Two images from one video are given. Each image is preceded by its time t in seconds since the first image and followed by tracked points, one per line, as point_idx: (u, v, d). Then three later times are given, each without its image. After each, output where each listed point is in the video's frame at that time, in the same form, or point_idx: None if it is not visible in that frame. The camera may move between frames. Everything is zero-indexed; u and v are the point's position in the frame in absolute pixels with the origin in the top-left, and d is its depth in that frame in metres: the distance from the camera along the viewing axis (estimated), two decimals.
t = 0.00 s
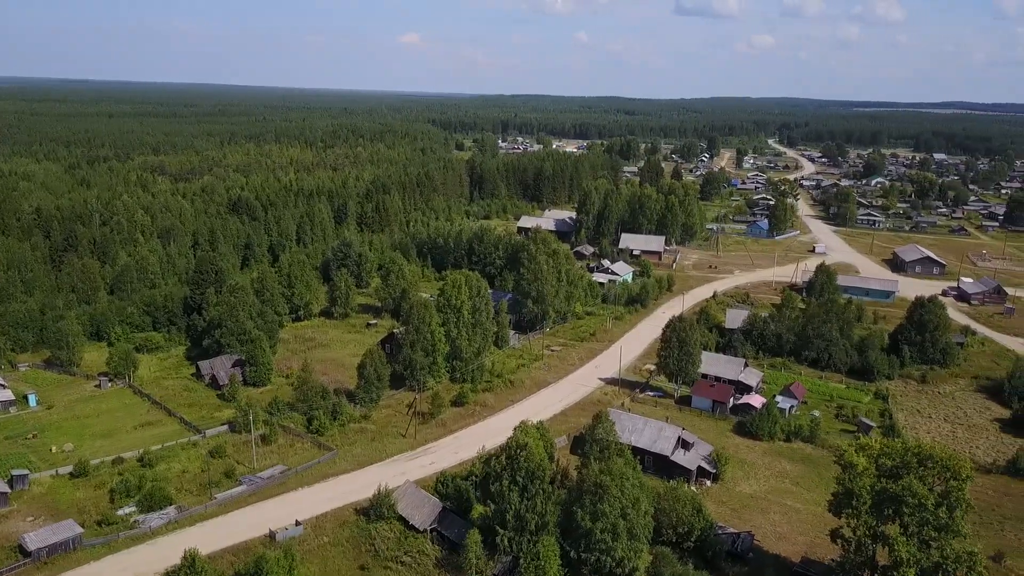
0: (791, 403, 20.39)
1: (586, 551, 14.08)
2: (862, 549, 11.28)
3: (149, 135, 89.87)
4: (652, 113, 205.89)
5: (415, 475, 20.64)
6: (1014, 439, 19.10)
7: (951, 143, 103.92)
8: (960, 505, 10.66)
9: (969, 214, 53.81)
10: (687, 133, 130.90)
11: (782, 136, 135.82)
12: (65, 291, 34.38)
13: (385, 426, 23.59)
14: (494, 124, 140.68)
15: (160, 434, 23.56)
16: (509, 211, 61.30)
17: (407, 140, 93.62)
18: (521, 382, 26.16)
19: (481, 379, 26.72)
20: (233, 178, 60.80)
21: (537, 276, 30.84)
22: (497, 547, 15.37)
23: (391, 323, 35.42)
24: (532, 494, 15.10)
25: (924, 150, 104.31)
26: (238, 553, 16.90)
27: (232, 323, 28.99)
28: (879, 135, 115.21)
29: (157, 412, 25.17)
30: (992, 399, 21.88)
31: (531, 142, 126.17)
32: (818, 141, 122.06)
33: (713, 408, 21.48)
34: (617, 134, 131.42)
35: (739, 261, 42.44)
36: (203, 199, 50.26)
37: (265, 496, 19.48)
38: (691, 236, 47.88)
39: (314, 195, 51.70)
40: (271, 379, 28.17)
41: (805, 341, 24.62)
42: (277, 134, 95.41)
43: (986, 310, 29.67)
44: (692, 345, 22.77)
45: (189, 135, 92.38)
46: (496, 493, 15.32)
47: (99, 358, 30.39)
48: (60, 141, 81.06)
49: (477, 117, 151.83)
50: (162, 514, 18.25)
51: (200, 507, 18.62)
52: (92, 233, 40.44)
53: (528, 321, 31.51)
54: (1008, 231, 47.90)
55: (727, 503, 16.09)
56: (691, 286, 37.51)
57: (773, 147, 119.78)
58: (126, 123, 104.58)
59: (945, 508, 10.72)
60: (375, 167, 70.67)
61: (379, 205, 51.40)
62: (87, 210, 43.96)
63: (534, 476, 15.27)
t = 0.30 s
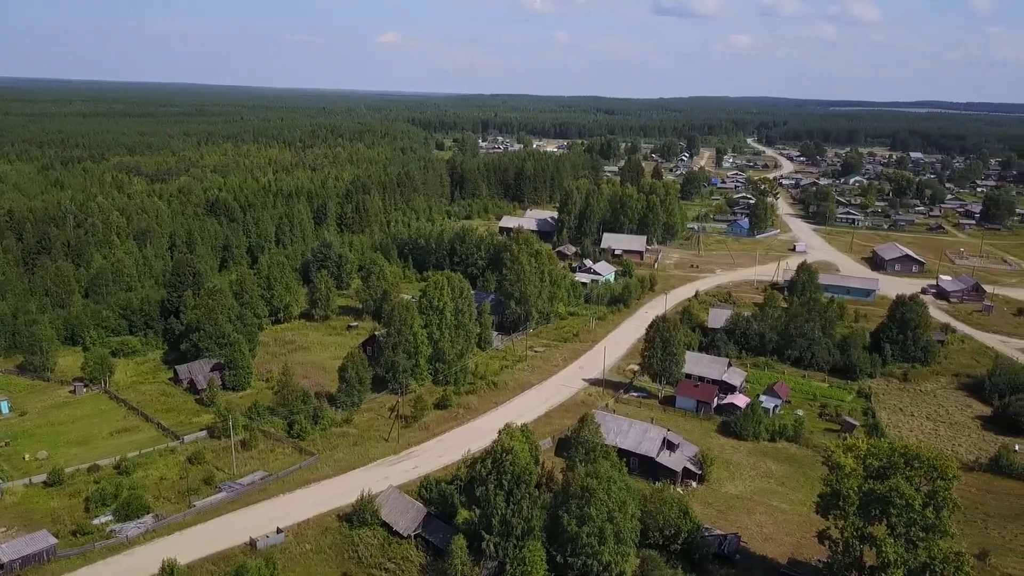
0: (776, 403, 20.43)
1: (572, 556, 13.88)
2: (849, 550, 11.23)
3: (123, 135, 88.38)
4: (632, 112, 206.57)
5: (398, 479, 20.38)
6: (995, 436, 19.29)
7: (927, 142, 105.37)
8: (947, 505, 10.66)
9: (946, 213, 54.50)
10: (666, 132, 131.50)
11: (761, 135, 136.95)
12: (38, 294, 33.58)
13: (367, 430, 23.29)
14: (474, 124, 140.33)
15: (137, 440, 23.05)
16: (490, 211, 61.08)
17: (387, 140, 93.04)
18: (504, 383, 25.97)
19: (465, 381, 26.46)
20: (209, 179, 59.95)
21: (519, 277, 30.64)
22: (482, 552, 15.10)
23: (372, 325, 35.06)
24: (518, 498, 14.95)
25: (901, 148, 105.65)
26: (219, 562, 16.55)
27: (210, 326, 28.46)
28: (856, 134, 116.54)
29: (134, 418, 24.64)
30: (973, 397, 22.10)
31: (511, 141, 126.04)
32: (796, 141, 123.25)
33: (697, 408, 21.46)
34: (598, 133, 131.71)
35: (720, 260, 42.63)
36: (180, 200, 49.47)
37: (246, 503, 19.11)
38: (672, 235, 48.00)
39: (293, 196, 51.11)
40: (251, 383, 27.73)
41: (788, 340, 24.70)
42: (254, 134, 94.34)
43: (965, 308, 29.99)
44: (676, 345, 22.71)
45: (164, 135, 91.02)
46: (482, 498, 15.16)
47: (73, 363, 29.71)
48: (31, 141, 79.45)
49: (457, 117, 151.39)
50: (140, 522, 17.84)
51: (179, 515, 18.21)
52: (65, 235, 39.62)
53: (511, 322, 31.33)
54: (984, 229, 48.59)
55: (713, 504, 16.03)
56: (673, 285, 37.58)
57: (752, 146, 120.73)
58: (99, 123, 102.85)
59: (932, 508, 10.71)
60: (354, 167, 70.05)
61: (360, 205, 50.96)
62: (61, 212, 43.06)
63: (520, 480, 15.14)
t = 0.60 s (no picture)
0: (760, 402, 20.46)
1: (558, 560, 13.74)
2: (836, 551, 11.19)
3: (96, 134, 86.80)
4: (612, 111, 207.05)
5: (381, 484, 20.11)
6: (976, 433, 19.45)
7: (903, 140, 106.78)
8: (934, 505, 10.64)
9: (923, 211, 55.16)
10: (646, 131, 132.00)
11: (739, 134, 137.93)
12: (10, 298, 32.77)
13: (349, 434, 22.98)
14: (454, 123, 139.80)
15: (113, 447, 22.53)
16: (471, 211, 60.81)
17: (366, 139, 92.34)
18: (488, 385, 25.77)
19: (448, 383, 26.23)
20: (187, 179, 59.03)
21: (502, 278, 30.43)
22: (468, 558, 14.90)
23: (353, 327, 34.67)
24: (503, 503, 14.78)
25: (878, 147, 106.98)
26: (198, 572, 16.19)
27: (187, 330, 27.92)
28: (834, 132, 117.79)
29: (110, 424, 24.09)
30: (953, 394, 22.29)
31: (491, 140, 125.64)
32: (775, 140, 124.35)
33: (681, 408, 21.43)
34: (578, 133, 131.84)
35: (702, 259, 42.78)
36: (156, 201, 48.61)
37: (226, 510, 18.73)
38: (653, 234, 48.07)
39: (272, 197, 50.48)
40: (230, 387, 27.26)
41: (771, 339, 24.78)
42: (231, 134, 93.12)
43: (944, 306, 30.32)
44: (660, 345, 22.62)
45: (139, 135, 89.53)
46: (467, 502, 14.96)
47: (47, 368, 29.02)
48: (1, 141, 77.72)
49: (437, 116, 150.78)
50: (116, 531, 17.41)
51: (157, 523, 17.79)
52: (38, 237, 38.73)
53: (494, 323, 31.15)
54: (960, 227, 49.27)
55: (699, 506, 15.96)
56: (656, 285, 37.61)
57: (731, 144, 121.56)
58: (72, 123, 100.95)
59: (919, 508, 10.67)
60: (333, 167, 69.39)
61: (339, 206, 50.46)
62: (33, 213, 42.11)
63: (505, 485, 14.97)
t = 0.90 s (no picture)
0: (743, 402, 20.47)
1: (544, 565, 13.57)
2: (824, 552, 11.13)
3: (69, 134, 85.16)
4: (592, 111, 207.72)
5: (364, 489, 19.83)
6: (958, 431, 19.61)
7: (879, 139, 108.16)
8: (921, 504, 10.58)
9: (901, 209, 55.81)
10: (626, 131, 132.44)
11: (718, 133, 138.86)
12: None
13: (330, 438, 22.64)
14: (434, 122, 139.22)
15: (89, 454, 21.99)
16: (452, 211, 60.50)
17: (346, 139, 91.58)
18: (471, 387, 25.54)
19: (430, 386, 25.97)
20: (163, 180, 58.04)
21: (484, 278, 30.20)
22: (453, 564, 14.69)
23: (334, 330, 34.27)
24: (488, 508, 14.58)
25: (855, 146, 108.32)
26: None
27: (164, 333, 27.37)
28: (811, 131, 119.00)
29: (85, 431, 23.53)
30: (935, 392, 22.47)
31: (472, 140, 125.28)
32: (754, 139, 125.35)
33: (666, 408, 21.37)
34: (558, 132, 131.93)
35: (683, 258, 42.88)
36: (132, 202, 47.74)
37: (205, 518, 18.34)
38: (635, 234, 48.12)
39: (250, 197, 49.79)
40: (209, 391, 26.78)
41: (754, 338, 24.84)
42: (208, 134, 91.86)
43: (923, 303, 30.63)
44: (644, 345, 22.52)
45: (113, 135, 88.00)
46: (451, 507, 14.73)
47: (19, 373, 28.29)
48: None
49: (416, 115, 150.06)
50: (92, 541, 16.96)
51: (134, 532, 17.36)
52: (10, 240, 37.82)
53: (476, 324, 30.93)
54: (937, 225, 49.89)
55: (685, 508, 15.87)
56: (638, 284, 37.61)
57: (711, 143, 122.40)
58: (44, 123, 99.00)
59: (906, 508, 10.63)
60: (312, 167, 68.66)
61: (319, 206, 49.92)
62: (4, 216, 41.14)
63: (490, 489, 14.79)
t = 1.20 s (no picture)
0: (727, 401, 20.47)
1: (530, 571, 13.40)
2: (812, 555, 11.09)
3: (41, 134, 83.43)
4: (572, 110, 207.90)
5: (346, 494, 19.53)
6: (939, 429, 19.76)
7: (856, 138, 109.42)
8: (908, 504, 10.57)
9: (879, 207, 56.43)
10: (606, 130, 132.76)
11: (698, 132, 139.65)
12: None
13: (312, 443, 22.30)
14: (414, 122, 138.50)
15: (63, 461, 21.45)
16: (433, 211, 60.14)
17: (325, 138, 90.76)
18: (454, 389, 25.29)
19: (413, 388, 25.70)
20: (138, 181, 57.03)
21: (466, 279, 29.99)
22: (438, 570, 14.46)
23: (314, 332, 33.84)
24: (473, 513, 14.37)
25: (832, 144, 109.54)
26: None
27: (140, 337, 26.83)
28: (790, 130, 120.10)
29: (58, 437, 22.95)
30: (916, 390, 22.65)
31: (452, 139, 124.74)
32: (733, 137, 126.22)
33: (649, 408, 21.31)
34: (539, 131, 131.90)
35: (665, 258, 42.98)
36: (106, 203, 46.81)
37: (184, 526, 17.93)
38: (616, 233, 48.15)
39: (228, 198, 49.06)
40: (186, 396, 26.28)
41: (737, 337, 24.89)
42: (184, 134, 90.52)
43: (903, 301, 30.91)
44: (627, 345, 22.38)
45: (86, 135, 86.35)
46: (436, 513, 14.50)
47: None
48: None
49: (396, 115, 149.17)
50: (66, 552, 16.49)
51: (109, 542, 16.91)
52: None
53: (458, 326, 30.70)
54: (915, 223, 50.49)
55: (670, 510, 15.79)
56: (620, 284, 37.62)
57: (690, 142, 123.08)
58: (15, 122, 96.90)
59: (893, 509, 10.61)
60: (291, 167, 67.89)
61: (298, 206, 49.37)
62: None
63: (475, 493, 14.62)
